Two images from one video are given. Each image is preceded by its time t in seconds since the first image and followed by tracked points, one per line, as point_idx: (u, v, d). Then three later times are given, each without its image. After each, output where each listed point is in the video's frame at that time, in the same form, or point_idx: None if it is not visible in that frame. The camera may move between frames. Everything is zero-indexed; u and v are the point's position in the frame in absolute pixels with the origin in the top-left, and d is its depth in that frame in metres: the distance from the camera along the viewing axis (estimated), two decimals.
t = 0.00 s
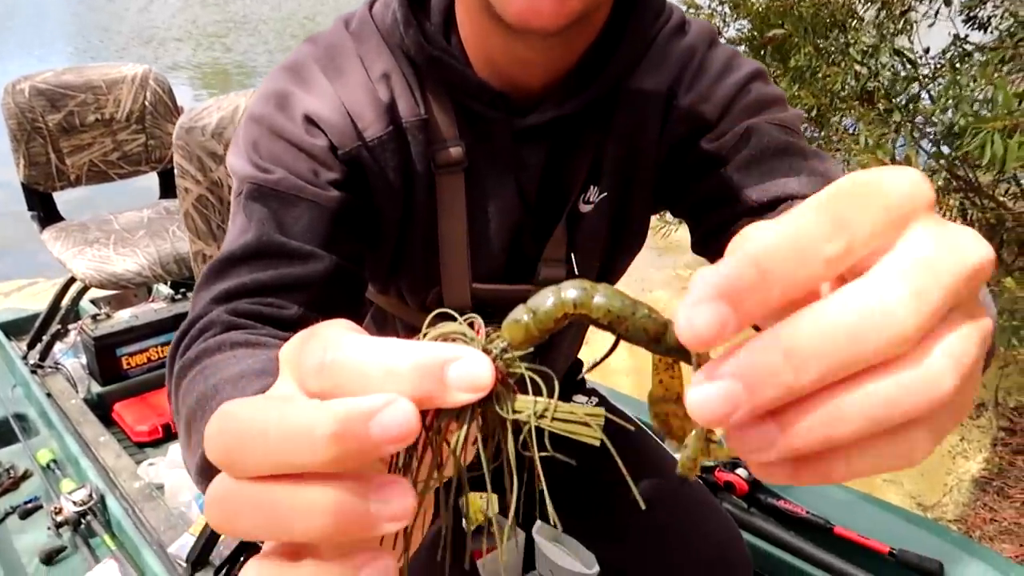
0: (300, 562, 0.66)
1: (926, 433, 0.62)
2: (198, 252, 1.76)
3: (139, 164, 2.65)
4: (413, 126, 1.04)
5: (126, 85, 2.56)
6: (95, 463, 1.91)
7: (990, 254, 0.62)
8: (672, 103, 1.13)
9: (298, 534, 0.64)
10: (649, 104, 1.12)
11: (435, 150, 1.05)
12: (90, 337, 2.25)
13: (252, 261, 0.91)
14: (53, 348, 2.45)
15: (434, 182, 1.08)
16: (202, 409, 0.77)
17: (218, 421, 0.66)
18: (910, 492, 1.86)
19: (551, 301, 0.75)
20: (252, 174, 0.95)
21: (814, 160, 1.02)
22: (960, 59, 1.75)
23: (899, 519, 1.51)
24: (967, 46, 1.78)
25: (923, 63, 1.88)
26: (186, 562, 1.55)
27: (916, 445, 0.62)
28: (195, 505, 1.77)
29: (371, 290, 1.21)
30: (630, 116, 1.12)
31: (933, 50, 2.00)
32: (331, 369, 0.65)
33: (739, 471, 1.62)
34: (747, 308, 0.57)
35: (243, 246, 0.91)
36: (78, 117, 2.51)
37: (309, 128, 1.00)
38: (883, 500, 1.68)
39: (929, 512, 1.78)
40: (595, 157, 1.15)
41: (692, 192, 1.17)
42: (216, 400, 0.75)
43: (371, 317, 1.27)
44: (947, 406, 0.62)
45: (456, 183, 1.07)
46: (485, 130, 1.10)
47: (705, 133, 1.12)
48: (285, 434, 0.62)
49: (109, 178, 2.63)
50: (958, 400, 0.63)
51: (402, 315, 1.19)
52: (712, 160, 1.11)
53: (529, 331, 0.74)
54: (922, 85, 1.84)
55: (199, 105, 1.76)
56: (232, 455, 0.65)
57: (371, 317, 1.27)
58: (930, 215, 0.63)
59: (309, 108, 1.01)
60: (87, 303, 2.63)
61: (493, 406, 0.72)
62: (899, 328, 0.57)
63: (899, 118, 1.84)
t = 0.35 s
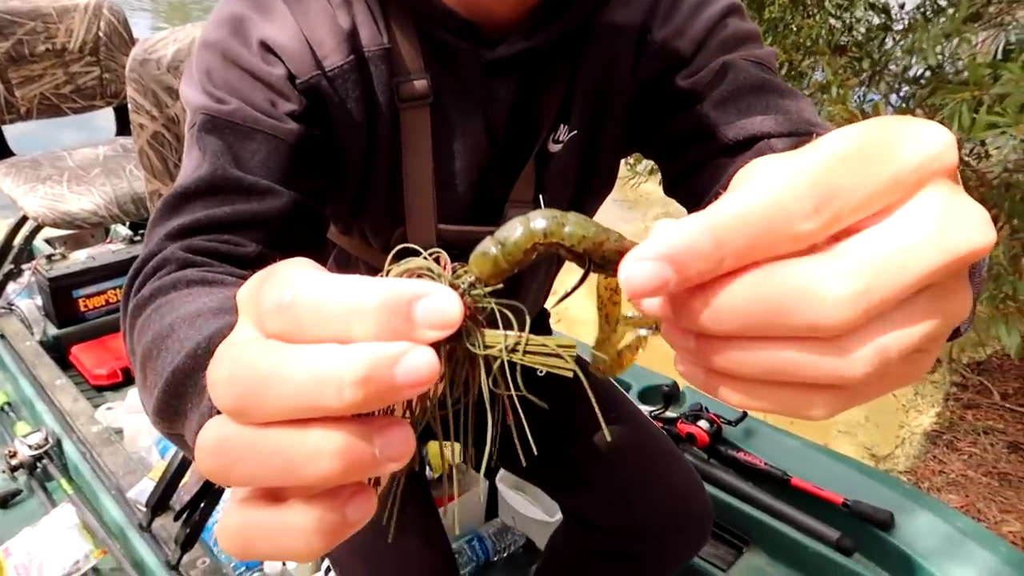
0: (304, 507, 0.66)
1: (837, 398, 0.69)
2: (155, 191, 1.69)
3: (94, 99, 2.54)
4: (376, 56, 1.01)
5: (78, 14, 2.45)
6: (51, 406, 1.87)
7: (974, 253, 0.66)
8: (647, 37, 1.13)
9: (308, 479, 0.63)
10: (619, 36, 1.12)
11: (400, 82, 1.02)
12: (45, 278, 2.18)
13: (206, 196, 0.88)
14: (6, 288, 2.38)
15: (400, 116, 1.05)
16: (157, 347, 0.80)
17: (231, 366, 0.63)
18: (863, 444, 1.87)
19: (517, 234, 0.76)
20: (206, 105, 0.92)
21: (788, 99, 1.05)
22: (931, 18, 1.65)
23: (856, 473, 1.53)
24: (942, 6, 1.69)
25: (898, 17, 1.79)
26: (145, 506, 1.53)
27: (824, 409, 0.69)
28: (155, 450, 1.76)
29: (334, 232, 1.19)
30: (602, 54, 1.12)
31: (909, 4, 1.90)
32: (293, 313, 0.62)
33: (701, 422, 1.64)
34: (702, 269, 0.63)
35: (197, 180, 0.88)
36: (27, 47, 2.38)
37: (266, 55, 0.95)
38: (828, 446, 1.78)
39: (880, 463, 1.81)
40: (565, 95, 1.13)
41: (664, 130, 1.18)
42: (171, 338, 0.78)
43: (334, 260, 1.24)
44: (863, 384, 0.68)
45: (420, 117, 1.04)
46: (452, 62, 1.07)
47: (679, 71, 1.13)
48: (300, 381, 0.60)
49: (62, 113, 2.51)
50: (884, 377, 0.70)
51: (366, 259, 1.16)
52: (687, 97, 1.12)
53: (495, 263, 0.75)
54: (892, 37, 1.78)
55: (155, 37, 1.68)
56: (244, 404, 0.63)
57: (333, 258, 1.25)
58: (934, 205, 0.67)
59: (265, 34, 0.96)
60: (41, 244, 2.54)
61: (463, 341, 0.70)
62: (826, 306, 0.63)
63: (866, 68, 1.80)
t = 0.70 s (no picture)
0: (352, 462, 0.66)
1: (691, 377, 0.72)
2: (130, 162, 1.67)
3: (66, 66, 2.47)
4: (353, 26, 1.00)
5: None
6: (24, 377, 1.84)
7: (862, 293, 0.67)
8: (626, 13, 1.15)
9: (365, 435, 0.64)
10: (599, 12, 1.13)
11: (378, 53, 1.01)
12: (17, 249, 2.15)
13: (183, 165, 0.88)
14: None
15: (377, 88, 1.04)
16: (137, 316, 0.80)
17: (282, 335, 0.62)
18: (831, 425, 1.90)
19: (510, 197, 0.74)
20: (181, 73, 0.90)
21: (764, 79, 1.07)
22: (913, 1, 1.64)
23: (826, 454, 1.56)
24: None
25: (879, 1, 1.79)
26: (120, 480, 1.53)
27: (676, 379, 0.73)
28: (130, 424, 1.74)
29: (314, 206, 1.19)
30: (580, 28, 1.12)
31: None
32: (319, 285, 0.61)
33: (676, 402, 1.67)
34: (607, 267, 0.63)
35: (174, 149, 0.87)
36: None
37: (242, 25, 0.94)
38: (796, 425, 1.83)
39: (850, 445, 1.83)
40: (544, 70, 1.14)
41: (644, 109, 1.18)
42: (152, 307, 0.77)
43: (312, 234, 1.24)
44: (716, 373, 0.71)
45: (399, 90, 1.03)
46: (432, 34, 1.06)
47: (659, 45, 1.15)
48: (349, 344, 0.60)
49: (33, 80, 2.44)
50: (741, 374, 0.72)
51: (344, 234, 1.16)
52: (663, 73, 1.13)
53: (492, 228, 0.73)
54: (873, 21, 1.78)
55: (130, 4, 1.64)
56: (294, 369, 0.62)
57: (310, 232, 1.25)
58: (835, 238, 0.68)
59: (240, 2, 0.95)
60: (12, 214, 2.49)
61: (465, 306, 0.71)
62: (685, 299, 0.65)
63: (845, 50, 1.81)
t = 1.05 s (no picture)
0: (410, 437, 0.68)
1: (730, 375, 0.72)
2: (119, 161, 1.66)
3: (54, 64, 2.45)
4: (340, 22, 1.00)
5: None
6: (10, 377, 1.83)
7: (862, 246, 0.70)
8: (613, 11, 1.16)
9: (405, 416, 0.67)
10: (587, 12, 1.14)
11: (365, 50, 1.01)
12: (3, 248, 2.13)
13: (171, 164, 0.87)
14: None
15: (365, 84, 1.04)
16: (130, 313, 0.80)
17: (322, 336, 0.63)
18: (817, 425, 1.95)
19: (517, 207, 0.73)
20: (168, 71, 0.90)
21: (750, 79, 1.09)
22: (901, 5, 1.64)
23: (813, 454, 1.57)
24: None
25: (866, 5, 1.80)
26: (108, 481, 1.52)
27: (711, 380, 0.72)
28: (118, 424, 1.73)
29: (306, 206, 1.19)
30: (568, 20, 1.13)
31: None
32: (351, 288, 0.63)
33: (666, 403, 1.67)
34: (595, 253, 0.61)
35: (162, 147, 0.87)
36: None
37: (229, 23, 0.95)
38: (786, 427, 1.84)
39: (837, 444, 1.87)
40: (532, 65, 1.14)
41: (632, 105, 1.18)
42: (144, 304, 0.78)
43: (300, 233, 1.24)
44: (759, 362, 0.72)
45: (388, 87, 1.03)
46: (421, 30, 1.07)
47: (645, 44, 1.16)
48: (387, 342, 0.63)
49: (20, 78, 2.42)
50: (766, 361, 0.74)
51: (334, 233, 1.16)
52: (650, 72, 1.14)
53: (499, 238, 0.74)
54: (861, 24, 1.79)
55: (119, 3, 1.63)
56: (335, 365, 0.64)
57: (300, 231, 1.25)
58: (816, 203, 0.70)
59: None
60: None
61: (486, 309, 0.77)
62: (727, 290, 0.66)
63: (834, 53, 1.82)
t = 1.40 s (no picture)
0: (429, 454, 0.71)
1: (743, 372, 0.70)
2: (117, 169, 1.65)
3: (52, 74, 2.45)
4: (336, 28, 1.01)
5: None
6: (5, 386, 1.81)
7: (866, 232, 0.69)
8: (609, 15, 1.16)
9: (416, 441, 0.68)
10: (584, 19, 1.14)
11: (361, 56, 1.02)
12: None
13: (165, 171, 0.87)
14: None
15: (359, 89, 1.05)
16: (121, 318, 0.79)
17: (343, 377, 0.63)
18: (817, 437, 1.94)
19: (524, 235, 0.76)
20: (164, 79, 0.90)
21: (750, 77, 1.09)
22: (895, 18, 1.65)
23: (812, 465, 1.57)
24: (905, 8, 1.69)
25: (860, 17, 1.80)
26: (103, 492, 1.50)
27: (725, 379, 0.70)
28: (113, 435, 1.72)
29: (300, 210, 1.17)
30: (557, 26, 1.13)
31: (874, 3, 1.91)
32: (366, 327, 0.63)
33: (664, 414, 1.67)
34: (605, 251, 0.62)
35: (156, 154, 0.86)
36: None
37: (225, 29, 0.94)
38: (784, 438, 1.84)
39: (835, 456, 1.86)
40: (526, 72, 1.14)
41: (637, 105, 1.20)
42: (135, 308, 0.78)
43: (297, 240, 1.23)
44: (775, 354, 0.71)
45: (384, 92, 1.03)
46: (416, 35, 1.06)
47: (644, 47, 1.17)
48: (408, 379, 0.64)
49: (18, 87, 2.42)
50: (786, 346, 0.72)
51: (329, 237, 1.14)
52: (650, 75, 1.16)
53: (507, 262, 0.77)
54: (856, 37, 1.81)
55: (119, 12, 1.64)
56: (356, 405, 0.64)
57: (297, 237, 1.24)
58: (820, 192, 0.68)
59: (221, 3, 0.95)
60: None
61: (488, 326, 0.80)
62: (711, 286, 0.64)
63: (829, 65, 1.83)
